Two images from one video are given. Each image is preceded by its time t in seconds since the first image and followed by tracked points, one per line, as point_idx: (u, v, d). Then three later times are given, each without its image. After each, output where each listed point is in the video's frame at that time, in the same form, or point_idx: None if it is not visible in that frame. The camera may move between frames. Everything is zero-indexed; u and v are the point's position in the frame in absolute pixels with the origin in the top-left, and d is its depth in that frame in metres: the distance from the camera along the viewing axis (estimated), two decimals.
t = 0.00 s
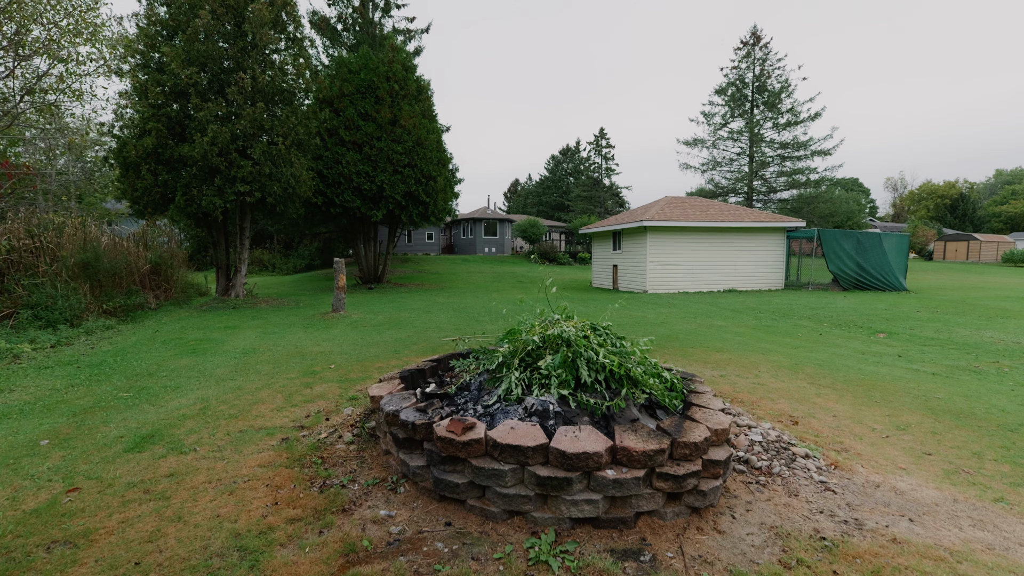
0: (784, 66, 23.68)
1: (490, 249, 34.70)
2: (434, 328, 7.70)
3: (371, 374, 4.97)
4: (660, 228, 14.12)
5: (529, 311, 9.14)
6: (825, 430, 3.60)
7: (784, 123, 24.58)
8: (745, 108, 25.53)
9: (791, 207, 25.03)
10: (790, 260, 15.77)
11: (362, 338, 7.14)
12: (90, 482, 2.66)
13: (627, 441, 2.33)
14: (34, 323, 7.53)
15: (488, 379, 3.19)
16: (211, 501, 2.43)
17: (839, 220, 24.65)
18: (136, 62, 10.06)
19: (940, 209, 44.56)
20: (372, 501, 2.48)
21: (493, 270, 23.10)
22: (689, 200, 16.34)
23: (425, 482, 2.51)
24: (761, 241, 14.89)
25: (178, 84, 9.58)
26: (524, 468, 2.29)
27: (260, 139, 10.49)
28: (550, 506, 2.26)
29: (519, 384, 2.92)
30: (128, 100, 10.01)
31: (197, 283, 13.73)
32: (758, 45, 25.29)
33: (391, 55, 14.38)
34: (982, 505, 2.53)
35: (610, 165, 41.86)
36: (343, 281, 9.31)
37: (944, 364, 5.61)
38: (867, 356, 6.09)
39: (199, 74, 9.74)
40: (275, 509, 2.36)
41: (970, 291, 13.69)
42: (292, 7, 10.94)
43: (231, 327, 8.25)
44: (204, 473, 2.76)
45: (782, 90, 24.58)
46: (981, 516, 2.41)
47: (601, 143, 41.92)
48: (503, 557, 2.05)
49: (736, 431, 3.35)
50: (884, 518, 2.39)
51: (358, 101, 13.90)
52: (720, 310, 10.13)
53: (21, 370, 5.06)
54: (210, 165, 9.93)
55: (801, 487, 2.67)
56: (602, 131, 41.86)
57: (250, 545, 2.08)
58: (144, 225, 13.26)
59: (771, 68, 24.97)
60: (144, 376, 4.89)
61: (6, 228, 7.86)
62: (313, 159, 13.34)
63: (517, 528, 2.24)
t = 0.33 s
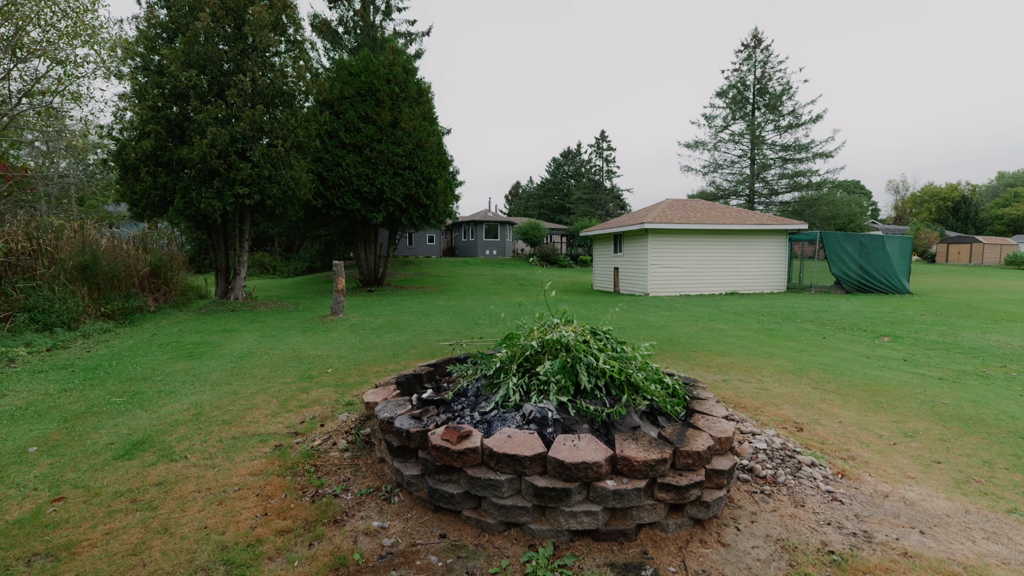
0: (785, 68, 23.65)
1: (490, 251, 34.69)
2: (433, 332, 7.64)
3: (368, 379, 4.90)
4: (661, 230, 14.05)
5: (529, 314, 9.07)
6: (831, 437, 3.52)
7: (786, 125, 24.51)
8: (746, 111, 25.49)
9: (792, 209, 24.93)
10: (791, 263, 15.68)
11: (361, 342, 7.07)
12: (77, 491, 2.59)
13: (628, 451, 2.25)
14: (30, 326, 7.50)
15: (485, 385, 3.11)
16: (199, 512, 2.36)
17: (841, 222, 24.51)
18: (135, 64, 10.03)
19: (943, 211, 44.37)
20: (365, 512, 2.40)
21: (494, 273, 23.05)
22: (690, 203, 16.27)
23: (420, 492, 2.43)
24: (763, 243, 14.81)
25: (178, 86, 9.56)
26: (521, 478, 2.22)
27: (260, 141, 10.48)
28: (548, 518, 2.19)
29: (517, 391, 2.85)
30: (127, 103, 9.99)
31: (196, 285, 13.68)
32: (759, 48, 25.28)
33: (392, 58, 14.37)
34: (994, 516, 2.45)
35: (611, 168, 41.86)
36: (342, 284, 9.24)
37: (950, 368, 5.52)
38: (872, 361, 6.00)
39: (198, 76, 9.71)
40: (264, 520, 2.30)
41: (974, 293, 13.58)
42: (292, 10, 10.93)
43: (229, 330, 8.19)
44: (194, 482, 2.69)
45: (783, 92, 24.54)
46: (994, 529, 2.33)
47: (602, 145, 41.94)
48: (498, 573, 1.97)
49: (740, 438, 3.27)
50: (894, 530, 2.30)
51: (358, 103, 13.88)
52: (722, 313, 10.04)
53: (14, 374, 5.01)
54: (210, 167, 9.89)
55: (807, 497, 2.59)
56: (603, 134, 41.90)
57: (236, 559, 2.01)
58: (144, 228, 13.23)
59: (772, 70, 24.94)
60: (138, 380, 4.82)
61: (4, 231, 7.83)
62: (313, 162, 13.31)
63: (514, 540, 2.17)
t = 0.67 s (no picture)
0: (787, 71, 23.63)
1: (491, 254, 34.67)
2: (432, 336, 7.58)
3: (365, 384, 4.83)
4: (662, 233, 13.99)
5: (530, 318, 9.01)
6: (837, 444, 3.44)
7: (787, 128, 24.47)
8: (748, 113, 25.45)
9: (794, 212, 24.85)
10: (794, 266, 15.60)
11: (359, 346, 7.01)
12: (63, 501, 2.52)
13: (628, 460, 2.18)
14: (28, 330, 7.44)
15: (482, 392, 3.05)
16: (187, 523, 2.30)
17: (843, 225, 24.41)
18: (135, 68, 10.03)
19: (945, 214, 44.28)
20: (357, 523, 2.34)
21: (495, 276, 22.98)
22: (691, 206, 16.20)
23: (414, 502, 2.36)
24: (764, 246, 14.73)
25: (178, 89, 9.55)
26: (518, 488, 2.15)
27: (260, 144, 10.47)
28: (546, 531, 2.12)
29: (514, 398, 2.78)
30: (127, 106, 9.98)
31: (196, 288, 13.64)
32: (761, 51, 25.26)
33: (392, 61, 14.38)
34: (1008, 529, 2.36)
35: (612, 171, 41.88)
36: (341, 287, 9.17)
37: (957, 373, 5.43)
38: (877, 365, 5.91)
39: (198, 79, 9.70)
40: (253, 531, 2.23)
41: (978, 297, 13.48)
42: (293, 14, 10.94)
43: (226, 334, 8.13)
44: (184, 491, 2.63)
45: (785, 94, 24.52)
46: (1008, 542, 2.25)
47: (603, 149, 41.97)
48: None
49: (743, 446, 3.20)
50: (904, 544, 2.23)
51: (359, 106, 13.87)
52: (724, 317, 9.96)
53: (8, 379, 4.96)
54: (209, 170, 9.86)
55: (814, 507, 2.52)
56: (604, 137, 41.95)
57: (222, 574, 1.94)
58: (145, 231, 13.20)
59: (773, 73, 24.92)
60: (133, 385, 4.76)
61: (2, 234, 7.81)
62: (313, 165, 13.30)
63: (511, 554, 2.10)
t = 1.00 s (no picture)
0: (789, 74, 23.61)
1: (492, 258, 34.62)
2: (432, 340, 7.51)
3: (363, 389, 4.76)
4: (664, 236, 13.92)
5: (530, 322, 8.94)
6: (843, 452, 3.36)
7: (789, 131, 24.41)
8: (749, 116, 25.41)
9: (796, 215, 24.77)
10: (796, 269, 15.51)
11: (358, 350, 6.94)
12: (48, 511, 2.45)
13: (629, 471, 2.10)
14: (25, 333, 7.40)
15: (480, 398, 2.98)
16: (174, 534, 2.23)
17: (846, 228, 24.33)
18: (135, 71, 10.02)
19: (947, 217, 44.10)
20: (350, 535, 2.26)
21: (496, 279, 22.94)
22: (693, 208, 16.14)
23: (408, 513, 2.29)
24: (766, 249, 14.65)
25: (178, 92, 9.53)
26: (516, 500, 2.08)
27: (260, 147, 10.44)
28: (544, 544, 2.04)
29: (512, 405, 2.71)
30: (127, 109, 9.97)
31: (196, 291, 13.61)
32: (762, 54, 25.24)
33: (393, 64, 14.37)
34: None
35: (613, 174, 41.86)
36: (340, 290, 9.09)
37: (965, 379, 5.33)
38: (882, 370, 5.82)
39: (198, 82, 9.69)
40: (241, 544, 2.16)
41: (983, 300, 13.37)
42: (293, 17, 10.94)
43: (225, 337, 8.08)
44: (173, 501, 2.56)
45: (786, 98, 24.47)
46: None
47: (604, 152, 41.97)
48: None
49: (747, 454, 3.12)
50: (916, 558, 2.14)
51: (360, 109, 13.86)
52: (726, 321, 9.86)
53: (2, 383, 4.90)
54: (209, 173, 9.84)
55: (821, 519, 2.44)
56: (605, 140, 41.97)
57: None
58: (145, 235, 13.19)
59: (775, 77, 24.89)
60: (128, 390, 4.70)
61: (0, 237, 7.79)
62: (313, 168, 13.28)
63: (508, 569, 2.02)
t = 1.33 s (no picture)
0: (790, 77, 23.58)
1: (493, 261, 34.56)
2: (431, 344, 7.44)
3: (360, 394, 4.68)
4: (665, 239, 13.84)
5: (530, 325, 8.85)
6: (851, 460, 3.27)
7: (790, 134, 24.36)
8: (750, 119, 25.37)
9: (798, 218, 24.70)
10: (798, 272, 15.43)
11: (357, 354, 6.87)
12: (30, 521, 2.38)
13: (630, 482, 2.02)
14: (21, 337, 7.34)
15: (477, 405, 2.90)
16: (157, 547, 2.15)
17: (848, 231, 24.21)
18: (135, 74, 9.99)
19: (949, 220, 43.96)
20: (340, 548, 2.18)
21: (497, 283, 22.86)
22: (694, 211, 16.06)
23: (401, 525, 2.20)
24: (768, 252, 14.56)
25: (177, 95, 9.51)
26: (512, 512, 1.99)
27: (260, 150, 10.42)
28: (541, 559, 1.96)
29: (509, 412, 2.63)
30: (126, 112, 9.94)
31: (195, 295, 13.56)
32: (763, 57, 25.23)
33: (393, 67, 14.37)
34: None
35: (615, 177, 41.86)
36: (339, 294, 9.02)
37: (972, 384, 5.23)
38: (888, 375, 5.72)
39: (198, 85, 9.68)
40: (227, 558, 2.08)
41: (987, 304, 13.24)
42: (294, 20, 10.94)
43: (223, 341, 8.01)
44: (159, 511, 2.48)
45: (788, 101, 24.43)
46: None
47: (606, 155, 41.97)
48: None
49: (753, 463, 3.02)
50: (931, 574, 2.05)
51: (360, 112, 13.84)
52: (729, 324, 9.76)
53: None
54: (207, 176, 9.81)
55: (830, 531, 2.35)
56: (606, 144, 41.97)
57: None
58: (146, 238, 13.16)
59: (776, 80, 24.86)
60: (121, 395, 4.63)
61: None
62: (313, 171, 13.25)
63: None
